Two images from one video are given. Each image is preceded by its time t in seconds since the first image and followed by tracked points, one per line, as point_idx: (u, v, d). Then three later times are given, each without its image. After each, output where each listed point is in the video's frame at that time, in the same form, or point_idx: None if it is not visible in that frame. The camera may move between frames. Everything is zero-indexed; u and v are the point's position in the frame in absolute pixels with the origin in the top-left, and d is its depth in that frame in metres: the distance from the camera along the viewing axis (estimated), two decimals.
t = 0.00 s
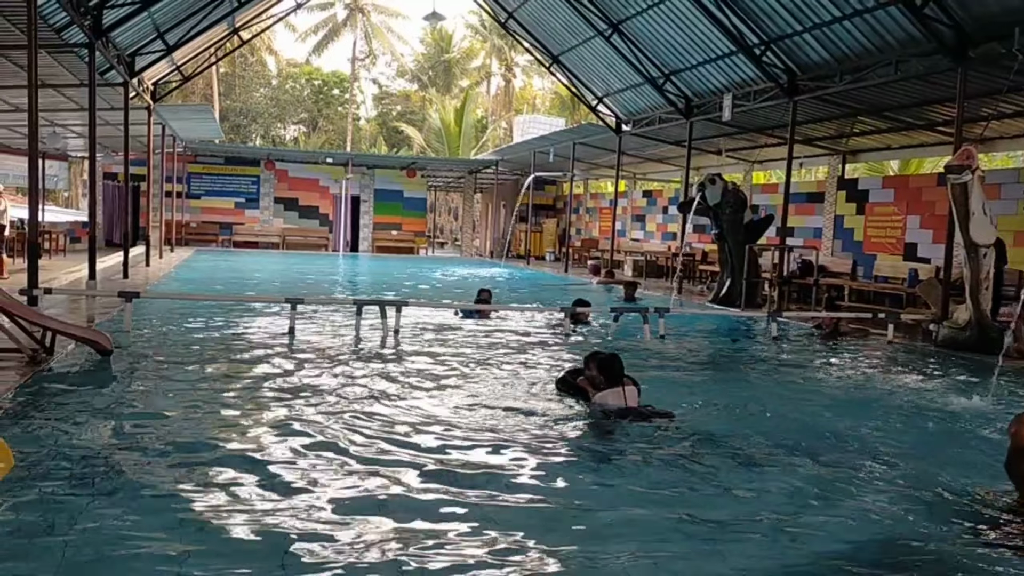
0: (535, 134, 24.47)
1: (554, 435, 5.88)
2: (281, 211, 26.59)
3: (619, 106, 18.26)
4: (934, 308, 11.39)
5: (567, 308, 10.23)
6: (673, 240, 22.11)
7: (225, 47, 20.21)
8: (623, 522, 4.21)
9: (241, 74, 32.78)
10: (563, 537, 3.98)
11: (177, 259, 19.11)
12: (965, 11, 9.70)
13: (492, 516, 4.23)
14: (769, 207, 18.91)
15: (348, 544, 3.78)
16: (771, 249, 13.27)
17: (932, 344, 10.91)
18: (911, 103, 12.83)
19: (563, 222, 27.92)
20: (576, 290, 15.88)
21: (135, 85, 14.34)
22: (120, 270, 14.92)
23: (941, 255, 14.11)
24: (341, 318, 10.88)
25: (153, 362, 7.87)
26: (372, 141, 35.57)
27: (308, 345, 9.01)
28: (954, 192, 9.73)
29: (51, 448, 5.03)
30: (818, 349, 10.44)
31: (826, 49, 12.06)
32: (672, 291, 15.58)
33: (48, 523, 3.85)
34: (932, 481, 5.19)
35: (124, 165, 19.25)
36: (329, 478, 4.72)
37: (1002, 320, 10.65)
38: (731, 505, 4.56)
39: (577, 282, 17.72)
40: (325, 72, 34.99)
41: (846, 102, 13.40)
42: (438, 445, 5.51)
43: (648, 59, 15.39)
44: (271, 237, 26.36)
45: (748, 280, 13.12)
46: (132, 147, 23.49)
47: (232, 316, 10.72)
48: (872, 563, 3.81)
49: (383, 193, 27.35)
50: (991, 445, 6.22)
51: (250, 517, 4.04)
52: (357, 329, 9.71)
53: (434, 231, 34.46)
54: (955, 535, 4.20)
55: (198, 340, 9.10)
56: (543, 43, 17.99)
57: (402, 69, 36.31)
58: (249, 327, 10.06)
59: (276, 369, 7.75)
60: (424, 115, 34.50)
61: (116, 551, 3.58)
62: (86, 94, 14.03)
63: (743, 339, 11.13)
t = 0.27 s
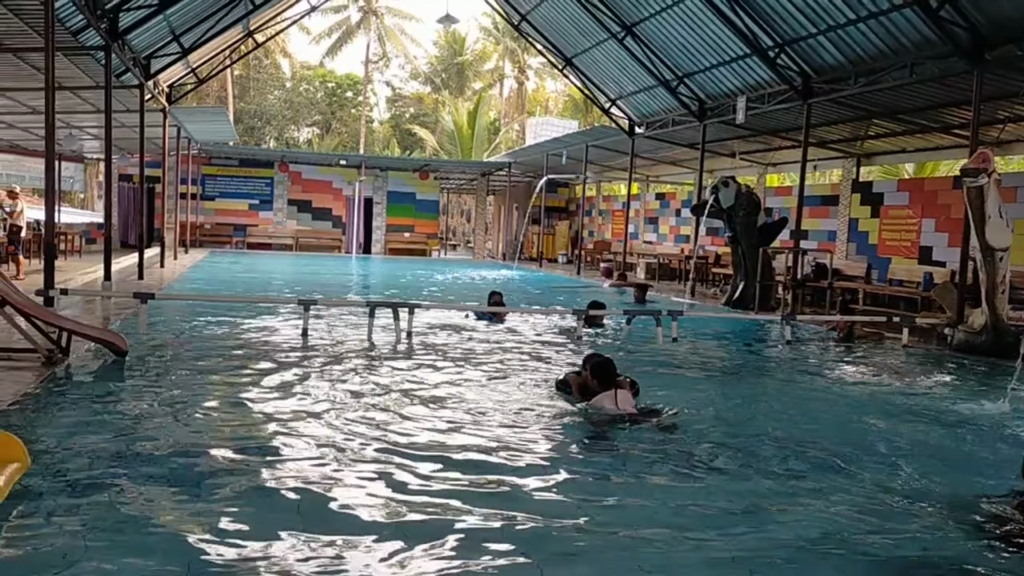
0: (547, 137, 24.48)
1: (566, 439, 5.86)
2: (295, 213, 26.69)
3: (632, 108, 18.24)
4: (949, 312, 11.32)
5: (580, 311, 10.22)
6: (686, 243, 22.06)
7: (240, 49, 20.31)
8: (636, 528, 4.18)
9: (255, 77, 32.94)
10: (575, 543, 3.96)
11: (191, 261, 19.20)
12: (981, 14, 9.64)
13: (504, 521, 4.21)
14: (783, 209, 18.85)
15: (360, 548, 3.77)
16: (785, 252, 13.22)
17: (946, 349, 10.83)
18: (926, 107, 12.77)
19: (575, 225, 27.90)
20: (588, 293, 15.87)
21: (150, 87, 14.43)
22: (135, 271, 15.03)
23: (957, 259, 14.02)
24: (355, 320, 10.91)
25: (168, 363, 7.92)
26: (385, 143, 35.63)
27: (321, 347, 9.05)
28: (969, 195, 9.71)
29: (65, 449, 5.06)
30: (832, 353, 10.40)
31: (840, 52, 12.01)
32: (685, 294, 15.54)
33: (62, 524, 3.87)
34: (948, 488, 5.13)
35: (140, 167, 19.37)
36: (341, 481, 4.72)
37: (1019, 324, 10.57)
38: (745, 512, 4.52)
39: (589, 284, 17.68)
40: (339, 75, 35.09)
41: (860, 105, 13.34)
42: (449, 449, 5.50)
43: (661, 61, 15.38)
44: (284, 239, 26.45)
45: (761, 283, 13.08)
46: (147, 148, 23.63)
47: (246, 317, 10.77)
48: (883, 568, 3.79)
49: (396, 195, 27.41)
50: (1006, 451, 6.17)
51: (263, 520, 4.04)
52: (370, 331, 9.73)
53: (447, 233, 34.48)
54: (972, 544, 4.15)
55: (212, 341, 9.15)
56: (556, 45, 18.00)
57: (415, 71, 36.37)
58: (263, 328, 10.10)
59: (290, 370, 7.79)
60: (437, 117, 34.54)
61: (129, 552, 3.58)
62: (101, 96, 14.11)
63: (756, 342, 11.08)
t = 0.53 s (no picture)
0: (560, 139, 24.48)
1: (578, 442, 5.86)
2: (308, 215, 26.78)
3: (645, 111, 18.22)
4: (964, 316, 11.25)
5: (592, 314, 10.21)
6: (699, 245, 22.01)
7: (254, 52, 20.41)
8: (648, 531, 4.18)
9: (269, 79, 33.10)
10: (587, 546, 3.95)
11: (204, 262, 19.29)
12: (997, 16, 9.58)
13: (515, 523, 4.22)
14: (797, 212, 18.78)
15: (371, 550, 3.79)
16: (798, 255, 13.16)
17: (962, 353, 10.76)
18: (941, 109, 12.69)
19: (588, 227, 27.87)
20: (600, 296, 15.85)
21: (165, 90, 14.51)
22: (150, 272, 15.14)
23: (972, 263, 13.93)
24: (367, 321, 10.94)
25: (182, 364, 7.96)
26: (398, 145, 35.70)
27: (334, 349, 9.07)
28: (985, 198, 9.67)
29: (81, 448, 5.10)
30: (845, 357, 10.35)
31: (855, 54, 11.96)
32: (697, 297, 15.50)
33: (80, 522, 3.91)
34: (961, 492, 5.11)
35: (155, 169, 19.50)
36: (355, 484, 4.73)
37: None
38: (757, 515, 4.51)
39: (602, 287, 17.67)
40: (352, 77, 35.19)
41: (875, 107, 13.28)
42: (462, 451, 5.52)
43: (674, 63, 15.35)
44: (297, 241, 26.54)
45: (775, 286, 13.02)
46: (162, 150, 23.77)
47: (260, 318, 10.82)
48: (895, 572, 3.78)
49: (408, 198, 27.47)
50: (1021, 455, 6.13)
51: (276, 522, 4.06)
52: (382, 333, 9.76)
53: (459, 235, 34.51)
54: (984, 548, 4.13)
55: (225, 342, 9.19)
56: (569, 48, 18.00)
57: (428, 74, 36.44)
58: (276, 330, 10.15)
59: (302, 372, 7.82)
60: (450, 120, 34.59)
61: (143, 552, 3.61)
62: (117, 98, 14.21)
63: (769, 345, 11.04)
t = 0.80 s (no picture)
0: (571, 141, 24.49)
1: (591, 444, 5.85)
2: (320, 217, 26.87)
3: (657, 113, 18.20)
4: (979, 319, 11.18)
5: (604, 316, 10.22)
6: (711, 248, 21.96)
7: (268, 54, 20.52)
8: (662, 535, 4.17)
9: (282, 81, 33.25)
10: (600, 548, 3.94)
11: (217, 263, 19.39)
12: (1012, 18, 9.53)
13: (528, 526, 4.21)
14: (810, 215, 18.72)
15: (385, 551, 3.78)
16: (811, 257, 13.12)
17: (976, 356, 10.70)
18: (956, 112, 12.63)
19: (599, 229, 27.86)
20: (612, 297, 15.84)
21: (179, 92, 14.60)
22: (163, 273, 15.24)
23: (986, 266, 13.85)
24: (380, 323, 10.98)
25: (195, 364, 8.02)
26: (410, 147, 35.78)
27: (346, 350, 9.11)
28: (1000, 202, 9.61)
29: (97, 448, 5.13)
30: (858, 360, 10.32)
31: (869, 56, 11.91)
32: (709, 299, 15.46)
33: (96, 522, 3.92)
34: (976, 496, 5.09)
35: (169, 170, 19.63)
36: (369, 486, 4.73)
37: None
38: (772, 519, 4.49)
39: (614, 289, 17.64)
40: (364, 79, 35.27)
41: (888, 109, 13.22)
42: (475, 452, 5.51)
43: (687, 65, 15.34)
44: (309, 242, 26.64)
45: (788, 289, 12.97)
46: (176, 152, 23.90)
47: (272, 319, 10.87)
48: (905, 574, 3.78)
49: (420, 199, 27.53)
50: None
51: (291, 523, 4.07)
52: (394, 335, 9.79)
53: (471, 237, 34.54)
54: (995, 551, 4.12)
55: (238, 342, 9.25)
56: (582, 50, 18.01)
57: (440, 76, 36.51)
58: (289, 330, 10.20)
59: (315, 372, 7.86)
60: (462, 122, 34.65)
61: (159, 551, 3.62)
62: (132, 101, 14.31)
63: (782, 348, 11.00)
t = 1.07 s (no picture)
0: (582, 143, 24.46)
1: (600, 446, 5.84)
2: (331, 218, 26.94)
3: (668, 114, 18.17)
4: (993, 322, 11.10)
5: (615, 318, 10.21)
6: (722, 250, 21.91)
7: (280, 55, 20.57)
8: (670, 538, 4.15)
9: (293, 83, 33.37)
10: (608, 552, 3.92)
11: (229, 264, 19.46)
12: None
13: (535, 528, 4.20)
14: (822, 217, 18.65)
15: (392, 553, 3.78)
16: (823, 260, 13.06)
17: (990, 359, 10.63)
18: (969, 113, 12.55)
19: (610, 231, 27.83)
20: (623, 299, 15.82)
21: (192, 93, 14.67)
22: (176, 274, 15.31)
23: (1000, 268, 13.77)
24: (390, 324, 11.00)
25: (206, 364, 8.06)
26: (421, 148, 35.82)
27: (357, 351, 9.13)
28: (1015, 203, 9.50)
29: (107, 447, 5.16)
30: (870, 363, 10.26)
31: (882, 58, 11.85)
32: (720, 301, 15.42)
33: (105, 521, 3.94)
34: (989, 499, 5.05)
35: (182, 172, 19.72)
36: (376, 486, 4.73)
37: None
38: (782, 523, 4.47)
39: (624, 291, 17.62)
40: (375, 81, 35.36)
41: (902, 111, 13.16)
42: (483, 454, 5.51)
43: (699, 67, 15.30)
44: (320, 244, 26.72)
45: (799, 291, 12.92)
46: (188, 153, 24.02)
47: (283, 320, 10.92)
48: None
49: (431, 201, 27.56)
50: None
51: (297, 524, 4.07)
52: (405, 335, 9.81)
53: (481, 239, 34.56)
54: (1008, 554, 4.10)
55: (250, 343, 9.29)
56: (593, 51, 18.00)
57: (451, 77, 36.55)
58: (300, 331, 10.22)
59: (326, 373, 7.88)
60: (473, 123, 34.70)
61: (166, 552, 3.63)
62: (145, 102, 14.38)
63: (793, 351, 10.95)
